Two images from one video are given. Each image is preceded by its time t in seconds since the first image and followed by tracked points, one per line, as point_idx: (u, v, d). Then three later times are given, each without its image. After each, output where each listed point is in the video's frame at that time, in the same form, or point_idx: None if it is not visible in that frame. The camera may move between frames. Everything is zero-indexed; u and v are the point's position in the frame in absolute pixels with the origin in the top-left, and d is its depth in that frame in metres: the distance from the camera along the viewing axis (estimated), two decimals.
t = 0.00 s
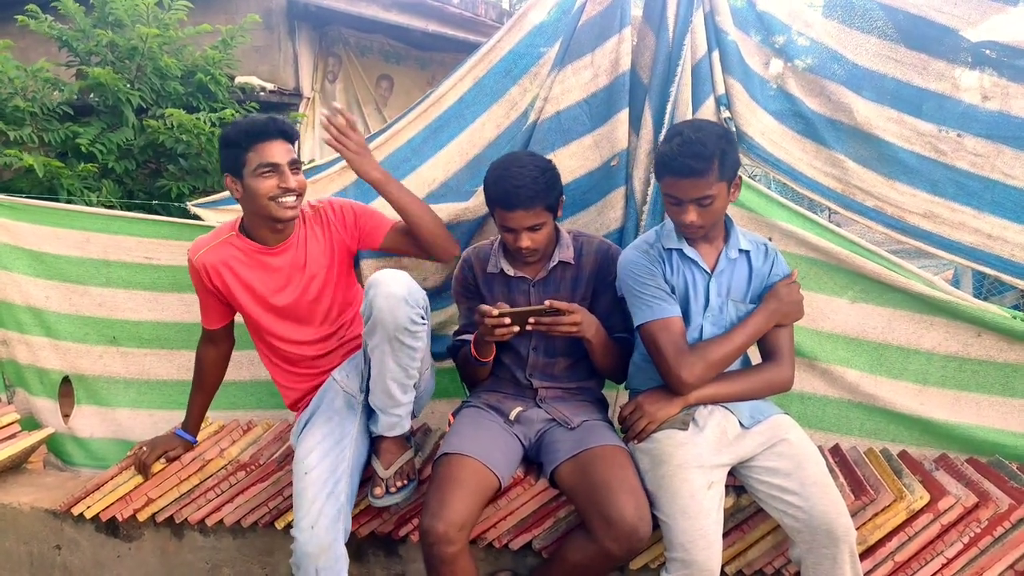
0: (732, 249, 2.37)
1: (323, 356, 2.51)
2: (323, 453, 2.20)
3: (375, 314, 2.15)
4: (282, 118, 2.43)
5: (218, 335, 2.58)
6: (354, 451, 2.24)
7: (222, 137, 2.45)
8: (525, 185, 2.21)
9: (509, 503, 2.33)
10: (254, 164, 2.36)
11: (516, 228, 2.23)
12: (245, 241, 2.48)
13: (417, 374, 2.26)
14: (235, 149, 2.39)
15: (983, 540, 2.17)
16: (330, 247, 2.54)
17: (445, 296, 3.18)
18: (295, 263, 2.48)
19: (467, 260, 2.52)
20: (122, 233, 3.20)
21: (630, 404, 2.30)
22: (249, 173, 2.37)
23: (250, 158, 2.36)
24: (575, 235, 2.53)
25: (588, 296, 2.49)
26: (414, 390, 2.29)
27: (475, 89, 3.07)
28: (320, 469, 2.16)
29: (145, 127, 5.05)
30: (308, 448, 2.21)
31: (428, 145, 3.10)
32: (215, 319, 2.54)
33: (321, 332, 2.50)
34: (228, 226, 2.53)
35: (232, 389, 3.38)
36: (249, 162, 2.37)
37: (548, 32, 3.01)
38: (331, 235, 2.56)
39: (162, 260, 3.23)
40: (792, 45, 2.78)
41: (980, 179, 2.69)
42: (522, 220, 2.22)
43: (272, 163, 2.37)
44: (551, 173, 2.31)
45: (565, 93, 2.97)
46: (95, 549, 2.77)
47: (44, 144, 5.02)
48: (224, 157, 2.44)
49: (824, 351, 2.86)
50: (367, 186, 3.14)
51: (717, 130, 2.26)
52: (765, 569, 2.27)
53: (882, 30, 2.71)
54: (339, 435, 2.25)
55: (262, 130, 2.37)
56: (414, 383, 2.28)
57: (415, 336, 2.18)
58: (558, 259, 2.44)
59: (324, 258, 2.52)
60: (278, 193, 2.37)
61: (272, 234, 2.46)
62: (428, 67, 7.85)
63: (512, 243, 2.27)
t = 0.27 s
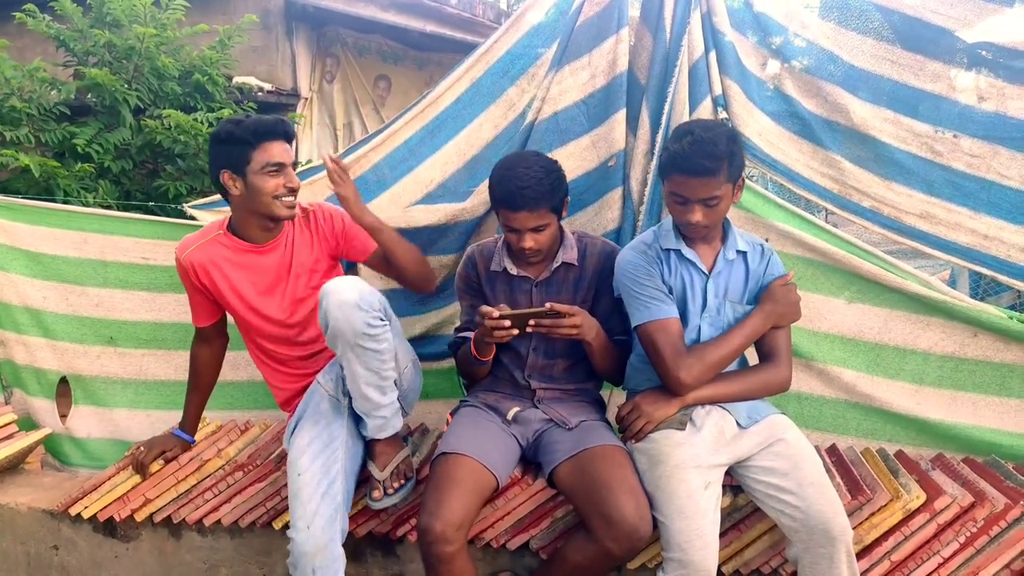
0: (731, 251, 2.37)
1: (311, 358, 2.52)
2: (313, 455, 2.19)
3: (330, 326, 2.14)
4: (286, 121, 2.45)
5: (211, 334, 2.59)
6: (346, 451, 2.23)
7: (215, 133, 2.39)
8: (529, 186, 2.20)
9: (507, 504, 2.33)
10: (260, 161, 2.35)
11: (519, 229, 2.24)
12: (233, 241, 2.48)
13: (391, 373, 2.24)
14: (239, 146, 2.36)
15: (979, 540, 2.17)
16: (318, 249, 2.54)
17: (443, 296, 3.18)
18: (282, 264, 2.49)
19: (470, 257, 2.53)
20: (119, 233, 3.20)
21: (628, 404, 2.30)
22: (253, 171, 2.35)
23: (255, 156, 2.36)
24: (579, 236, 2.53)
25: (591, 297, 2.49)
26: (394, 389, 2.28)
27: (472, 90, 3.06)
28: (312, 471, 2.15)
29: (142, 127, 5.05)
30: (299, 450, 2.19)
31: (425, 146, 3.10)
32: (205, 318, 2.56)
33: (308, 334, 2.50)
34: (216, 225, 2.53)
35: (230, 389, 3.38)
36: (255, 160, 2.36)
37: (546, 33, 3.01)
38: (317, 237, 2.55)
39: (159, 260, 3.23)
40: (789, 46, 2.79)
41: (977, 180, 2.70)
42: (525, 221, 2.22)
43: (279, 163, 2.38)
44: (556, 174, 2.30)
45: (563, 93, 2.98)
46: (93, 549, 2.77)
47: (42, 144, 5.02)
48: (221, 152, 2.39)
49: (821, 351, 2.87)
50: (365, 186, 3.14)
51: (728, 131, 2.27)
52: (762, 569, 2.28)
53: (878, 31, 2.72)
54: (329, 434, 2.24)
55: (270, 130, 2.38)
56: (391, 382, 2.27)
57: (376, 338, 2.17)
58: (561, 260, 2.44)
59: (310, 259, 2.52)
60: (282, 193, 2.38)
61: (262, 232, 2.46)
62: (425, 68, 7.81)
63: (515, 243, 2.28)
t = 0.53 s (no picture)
0: (737, 251, 2.38)
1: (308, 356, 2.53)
2: (289, 459, 2.19)
3: (264, 362, 2.16)
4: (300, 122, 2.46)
5: (208, 331, 2.59)
6: (321, 454, 2.22)
7: (230, 128, 2.34)
8: (535, 186, 2.20)
9: (508, 502, 2.33)
10: (277, 161, 2.36)
11: (525, 229, 2.25)
12: (229, 239, 2.45)
13: (350, 385, 2.22)
14: (255, 144, 2.34)
15: (980, 538, 2.18)
16: (314, 249, 2.56)
17: (445, 295, 3.19)
18: (279, 263, 2.48)
19: (476, 253, 2.52)
20: (121, 232, 3.21)
21: (630, 401, 2.30)
22: (267, 170, 2.35)
23: (270, 156, 2.35)
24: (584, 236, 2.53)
25: (596, 296, 2.49)
26: (361, 396, 2.26)
27: (473, 89, 3.07)
28: (287, 475, 2.15)
29: (144, 126, 5.05)
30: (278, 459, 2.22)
31: (426, 145, 3.11)
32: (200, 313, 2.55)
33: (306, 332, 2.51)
34: (210, 220, 2.50)
35: (231, 387, 3.39)
36: (273, 161, 2.35)
37: (547, 32, 3.02)
38: (313, 237, 2.58)
39: (161, 259, 3.24)
40: (790, 45, 2.79)
41: (977, 178, 2.70)
42: (531, 222, 2.23)
43: (294, 166, 2.38)
44: (562, 175, 2.29)
45: (564, 92, 2.98)
46: (95, 547, 2.78)
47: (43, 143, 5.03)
48: (234, 146, 2.36)
49: (821, 350, 2.87)
50: (366, 185, 3.15)
51: (728, 129, 2.26)
52: (763, 567, 2.29)
53: (878, 30, 2.72)
54: (305, 440, 2.24)
55: (288, 132, 2.38)
56: (357, 390, 2.25)
57: (313, 360, 2.15)
58: (565, 259, 2.44)
59: (308, 258, 2.52)
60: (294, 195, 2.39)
61: (264, 229, 2.46)
62: (427, 68, 7.82)
63: (520, 243, 2.29)
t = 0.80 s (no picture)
0: (737, 252, 2.38)
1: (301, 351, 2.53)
2: (281, 459, 2.19)
3: (240, 378, 2.20)
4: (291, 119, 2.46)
5: (202, 328, 2.58)
6: (316, 453, 2.23)
7: (220, 123, 2.34)
8: (535, 188, 2.20)
9: (505, 499, 2.34)
10: (267, 158, 2.36)
11: (524, 230, 2.25)
12: (220, 234, 2.45)
13: (330, 391, 2.22)
14: (245, 139, 2.34)
15: (974, 536, 2.18)
16: (304, 244, 2.56)
17: (442, 293, 3.19)
18: (271, 257, 2.48)
19: (474, 252, 2.52)
20: (118, 231, 3.21)
21: (626, 399, 2.30)
22: (257, 166, 2.34)
23: (261, 152, 2.35)
24: (582, 236, 2.53)
25: (594, 296, 2.49)
26: (345, 399, 2.26)
27: (471, 88, 3.07)
28: (284, 475, 2.16)
29: (141, 124, 5.05)
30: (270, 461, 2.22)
31: (423, 143, 3.11)
32: (192, 310, 2.54)
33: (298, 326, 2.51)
34: (200, 216, 2.49)
35: (228, 385, 3.39)
36: (261, 157, 2.35)
37: (545, 30, 3.02)
38: (304, 232, 2.59)
39: (157, 257, 3.24)
40: (788, 44, 2.79)
41: (974, 177, 2.71)
42: (530, 223, 2.23)
43: (284, 162, 2.39)
44: (561, 177, 2.28)
45: (561, 91, 2.98)
46: (92, 545, 2.78)
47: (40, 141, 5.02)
48: (224, 142, 2.36)
49: (817, 348, 2.87)
50: (363, 184, 3.14)
51: (728, 129, 2.26)
52: (759, 564, 2.30)
53: (875, 29, 2.73)
54: (297, 439, 2.24)
55: (279, 129, 2.39)
56: (340, 393, 2.25)
57: (285, 371, 2.16)
58: (563, 259, 2.44)
59: (299, 252, 2.53)
60: (283, 191, 2.39)
61: (253, 224, 2.47)
62: (425, 66, 7.69)
63: (518, 243, 2.29)
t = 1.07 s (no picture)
0: (733, 255, 2.38)
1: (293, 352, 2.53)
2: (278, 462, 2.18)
3: (235, 382, 2.17)
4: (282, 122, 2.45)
5: (198, 327, 2.58)
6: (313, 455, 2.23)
7: (210, 129, 2.34)
8: (533, 194, 2.19)
9: (499, 501, 2.34)
10: (259, 163, 2.35)
11: (520, 235, 2.25)
12: (214, 234, 2.46)
13: (326, 394, 2.22)
14: (236, 146, 2.33)
15: (967, 537, 2.19)
16: (296, 246, 2.55)
17: (437, 295, 3.19)
18: (264, 259, 2.48)
19: (468, 253, 2.51)
20: (112, 232, 3.20)
21: (621, 401, 2.31)
22: (249, 173, 2.34)
23: (252, 158, 2.34)
24: (576, 238, 2.53)
25: (588, 299, 2.50)
26: (341, 402, 2.26)
27: (466, 90, 3.08)
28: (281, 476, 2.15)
29: (135, 125, 5.04)
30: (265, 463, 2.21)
31: (418, 145, 3.11)
32: (186, 310, 2.55)
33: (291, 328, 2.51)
34: (194, 216, 2.50)
35: (222, 387, 3.38)
36: (252, 163, 2.34)
37: (540, 33, 3.02)
38: (299, 234, 2.58)
39: (151, 259, 3.23)
40: (782, 47, 2.80)
41: (966, 180, 2.73)
42: (527, 228, 2.22)
43: (275, 167, 2.38)
44: (559, 181, 2.30)
45: (555, 93, 2.99)
46: (85, 547, 2.77)
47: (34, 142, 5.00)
48: (215, 148, 2.35)
49: (811, 350, 2.88)
50: (358, 185, 3.14)
51: (724, 133, 2.27)
52: (752, 565, 2.30)
53: (868, 32, 2.75)
54: (292, 443, 2.23)
55: (270, 134, 2.38)
56: (336, 396, 2.25)
57: (282, 374, 2.15)
58: (558, 262, 2.44)
59: (293, 255, 2.53)
60: (275, 196, 2.40)
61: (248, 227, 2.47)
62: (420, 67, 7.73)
63: (514, 247, 2.29)
